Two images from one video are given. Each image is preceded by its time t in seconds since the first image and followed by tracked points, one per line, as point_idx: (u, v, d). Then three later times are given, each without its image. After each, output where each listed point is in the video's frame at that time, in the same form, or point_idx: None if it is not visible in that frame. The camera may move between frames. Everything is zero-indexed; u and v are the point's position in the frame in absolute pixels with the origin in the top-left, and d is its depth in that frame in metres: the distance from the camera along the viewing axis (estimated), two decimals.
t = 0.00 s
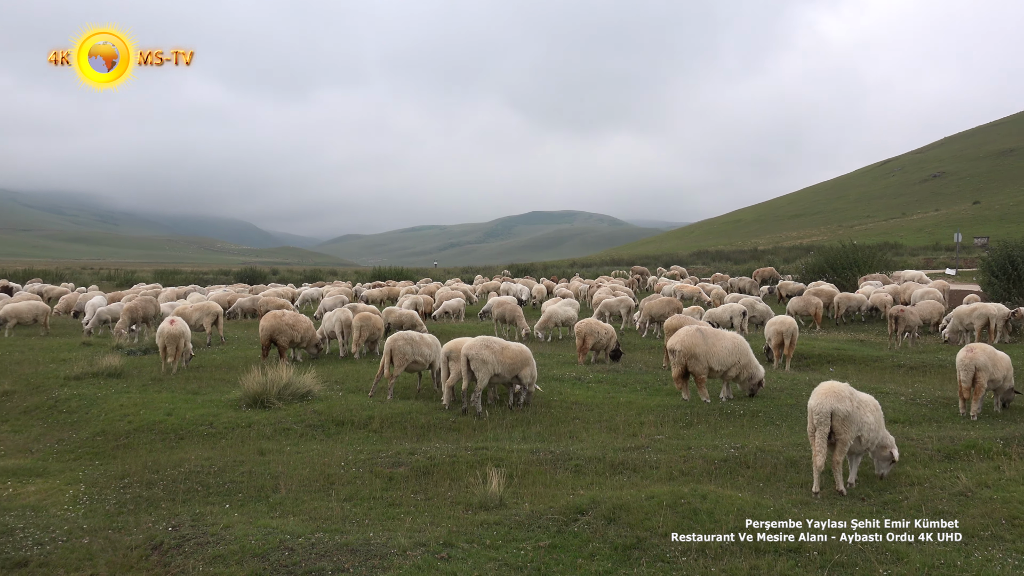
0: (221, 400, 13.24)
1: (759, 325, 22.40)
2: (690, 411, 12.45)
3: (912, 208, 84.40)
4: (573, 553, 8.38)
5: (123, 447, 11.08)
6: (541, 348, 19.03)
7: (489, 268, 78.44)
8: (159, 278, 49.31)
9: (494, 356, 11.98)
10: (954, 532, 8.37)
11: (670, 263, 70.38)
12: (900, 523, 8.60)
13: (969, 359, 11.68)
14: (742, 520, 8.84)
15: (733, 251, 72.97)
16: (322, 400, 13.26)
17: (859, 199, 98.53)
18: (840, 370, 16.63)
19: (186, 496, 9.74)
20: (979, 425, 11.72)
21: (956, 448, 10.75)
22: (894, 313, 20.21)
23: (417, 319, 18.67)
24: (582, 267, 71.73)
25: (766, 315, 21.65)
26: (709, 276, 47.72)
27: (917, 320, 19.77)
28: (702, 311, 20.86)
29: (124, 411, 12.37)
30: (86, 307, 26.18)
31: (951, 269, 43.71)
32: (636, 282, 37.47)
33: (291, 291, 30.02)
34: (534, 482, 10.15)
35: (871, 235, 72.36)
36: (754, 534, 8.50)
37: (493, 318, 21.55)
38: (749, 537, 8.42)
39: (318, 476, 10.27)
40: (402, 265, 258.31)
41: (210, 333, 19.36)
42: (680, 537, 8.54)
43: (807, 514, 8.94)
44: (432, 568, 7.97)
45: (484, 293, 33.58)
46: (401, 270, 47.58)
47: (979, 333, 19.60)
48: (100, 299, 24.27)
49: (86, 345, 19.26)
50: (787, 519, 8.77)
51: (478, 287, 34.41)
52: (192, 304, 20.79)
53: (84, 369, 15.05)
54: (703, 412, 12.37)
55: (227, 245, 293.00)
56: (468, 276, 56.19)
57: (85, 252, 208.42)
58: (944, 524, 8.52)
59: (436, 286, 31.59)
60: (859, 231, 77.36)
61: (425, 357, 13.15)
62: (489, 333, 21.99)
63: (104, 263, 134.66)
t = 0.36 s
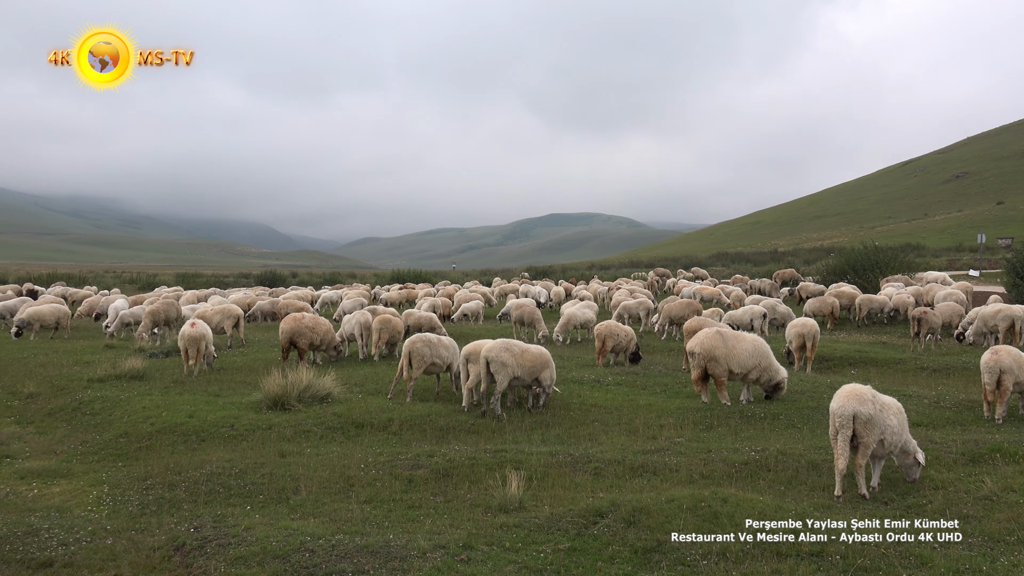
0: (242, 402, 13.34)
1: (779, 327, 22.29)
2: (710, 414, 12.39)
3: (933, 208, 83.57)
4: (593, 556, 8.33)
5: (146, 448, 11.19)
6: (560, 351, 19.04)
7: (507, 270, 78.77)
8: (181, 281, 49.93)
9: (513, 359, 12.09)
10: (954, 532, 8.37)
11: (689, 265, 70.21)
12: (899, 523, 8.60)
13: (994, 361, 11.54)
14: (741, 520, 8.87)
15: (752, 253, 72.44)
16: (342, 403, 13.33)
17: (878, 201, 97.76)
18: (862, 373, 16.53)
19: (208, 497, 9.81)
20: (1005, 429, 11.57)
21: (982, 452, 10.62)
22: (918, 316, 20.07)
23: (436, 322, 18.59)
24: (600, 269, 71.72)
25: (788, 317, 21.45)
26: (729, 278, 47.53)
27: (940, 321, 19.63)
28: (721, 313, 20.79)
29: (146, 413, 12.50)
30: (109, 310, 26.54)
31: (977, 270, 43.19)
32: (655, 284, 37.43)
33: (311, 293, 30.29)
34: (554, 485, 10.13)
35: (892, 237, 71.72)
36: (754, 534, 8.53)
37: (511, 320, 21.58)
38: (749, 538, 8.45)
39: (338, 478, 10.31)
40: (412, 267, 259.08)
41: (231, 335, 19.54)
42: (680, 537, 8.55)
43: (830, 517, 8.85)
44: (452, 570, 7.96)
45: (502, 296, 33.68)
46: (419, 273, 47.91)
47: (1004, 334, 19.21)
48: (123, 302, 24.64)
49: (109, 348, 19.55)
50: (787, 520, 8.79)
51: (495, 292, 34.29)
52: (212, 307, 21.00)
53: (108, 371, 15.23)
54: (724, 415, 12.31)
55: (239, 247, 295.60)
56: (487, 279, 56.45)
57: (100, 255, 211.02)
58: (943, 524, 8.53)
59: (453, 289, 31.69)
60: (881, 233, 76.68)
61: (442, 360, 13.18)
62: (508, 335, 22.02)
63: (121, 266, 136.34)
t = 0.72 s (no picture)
0: (263, 402, 13.44)
1: (799, 328, 22.18)
2: (730, 416, 12.34)
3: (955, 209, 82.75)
4: (612, 557, 8.28)
5: (168, 448, 11.30)
6: (579, 352, 19.07)
7: (524, 271, 78.92)
8: (202, 282, 50.46)
9: (534, 360, 12.16)
10: (953, 532, 8.37)
11: (709, 266, 70.02)
12: (899, 523, 8.61)
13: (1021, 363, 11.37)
14: (742, 520, 8.91)
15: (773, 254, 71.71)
16: (362, 403, 13.41)
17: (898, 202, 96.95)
18: (884, 374, 16.43)
19: (229, 496, 9.89)
20: None
21: (1007, 455, 10.50)
22: (940, 318, 19.88)
23: (455, 323, 18.48)
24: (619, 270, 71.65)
25: (809, 318, 21.28)
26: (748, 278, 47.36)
27: (963, 323, 19.44)
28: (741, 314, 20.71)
29: (168, 413, 12.63)
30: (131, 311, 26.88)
31: (1005, 271, 42.69)
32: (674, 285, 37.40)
33: (330, 294, 30.54)
34: (573, 486, 10.12)
35: (915, 237, 71.11)
36: (754, 534, 8.58)
37: (530, 321, 21.61)
38: (750, 537, 8.49)
39: (358, 478, 10.35)
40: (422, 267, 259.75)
41: (252, 336, 19.72)
42: (680, 537, 8.59)
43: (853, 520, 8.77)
44: (471, 570, 7.96)
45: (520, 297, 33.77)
46: (438, 274, 48.18)
47: None
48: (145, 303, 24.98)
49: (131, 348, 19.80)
50: (787, 519, 8.81)
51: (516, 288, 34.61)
52: (233, 308, 21.19)
53: (130, 371, 15.39)
54: (744, 417, 12.26)
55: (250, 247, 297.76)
56: (506, 280, 56.68)
57: (116, 256, 213.59)
58: (943, 524, 8.54)
59: (471, 290, 31.73)
60: (904, 233, 76.01)
61: (460, 361, 13.21)
62: (526, 336, 22.08)
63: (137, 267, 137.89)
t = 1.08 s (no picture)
0: (285, 402, 13.54)
1: (821, 328, 22.02)
2: (752, 417, 12.27)
3: (979, 208, 81.65)
4: (633, 558, 8.24)
5: (192, 446, 11.41)
6: (599, 352, 19.06)
7: (542, 271, 78.95)
8: (224, 282, 50.88)
9: (556, 360, 12.27)
10: (953, 532, 8.32)
11: (729, 267, 69.62)
12: (900, 523, 8.55)
13: None
14: (742, 520, 8.92)
15: (793, 254, 71.02)
16: (383, 403, 13.48)
17: (919, 202, 95.87)
18: (908, 375, 16.30)
19: (252, 495, 9.96)
20: None
21: None
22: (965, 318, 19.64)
23: (476, 323, 18.58)
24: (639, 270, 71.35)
25: (832, 318, 21.12)
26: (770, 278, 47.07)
27: (989, 323, 19.17)
28: (763, 314, 20.60)
29: (191, 412, 12.73)
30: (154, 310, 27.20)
31: None
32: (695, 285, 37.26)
33: (351, 294, 30.77)
34: (594, 487, 10.10)
35: (938, 237, 70.27)
36: (755, 534, 8.57)
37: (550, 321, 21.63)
38: (750, 538, 8.48)
39: (379, 477, 10.40)
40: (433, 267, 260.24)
41: (273, 336, 19.90)
42: (680, 537, 8.60)
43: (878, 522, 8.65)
44: (492, 570, 7.95)
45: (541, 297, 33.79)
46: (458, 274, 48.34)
47: None
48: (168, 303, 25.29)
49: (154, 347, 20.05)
50: (787, 520, 8.81)
51: (536, 288, 34.64)
52: (254, 308, 21.37)
53: (154, 370, 15.54)
54: (766, 417, 12.20)
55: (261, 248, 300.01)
56: (525, 280, 56.84)
57: (131, 256, 216.03)
58: (944, 524, 8.48)
59: (490, 290, 31.78)
60: (928, 232, 75.11)
61: (481, 360, 13.24)
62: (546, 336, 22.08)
63: (154, 267, 139.34)
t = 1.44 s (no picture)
0: (308, 400, 13.66)
1: (845, 328, 21.81)
2: (776, 417, 12.21)
3: (1004, 208, 80.25)
4: (656, 559, 8.17)
5: (216, 444, 11.53)
6: (620, 351, 19.05)
7: (561, 270, 79.02)
8: (248, 282, 51.40)
9: (582, 360, 12.47)
10: (953, 532, 8.28)
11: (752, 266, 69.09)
12: (900, 523, 8.52)
13: None
14: (742, 520, 8.88)
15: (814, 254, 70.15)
16: (405, 402, 13.56)
17: (942, 201, 94.45)
18: (935, 376, 16.12)
19: (276, 492, 10.04)
20: None
21: None
22: (993, 318, 19.31)
23: (498, 322, 18.66)
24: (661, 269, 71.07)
25: (857, 318, 20.90)
26: (792, 278, 46.68)
27: (1019, 323, 18.83)
28: (786, 314, 20.45)
29: (216, 410, 12.88)
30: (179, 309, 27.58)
31: None
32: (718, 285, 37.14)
33: (373, 293, 31.01)
34: (616, 487, 10.08)
35: (964, 236, 69.14)
36: (755, 534, 8.55)
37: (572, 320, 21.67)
38: (749, 538, 8.47)
39: (401, 476, 10.44)
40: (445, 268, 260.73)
41: (296, 335, 20.12)
42: (679, 537, 8.58)
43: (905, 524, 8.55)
44: (515, 569, 7.94)
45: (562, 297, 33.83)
46: (480, 274, 48.53)
47: None
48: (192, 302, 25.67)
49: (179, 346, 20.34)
50: (787, 519, 8.80)
51: (557, 287, 34.70)
52: (278, 308, 21.60)
53: (180, 369, 15.73)
54: (790, 418, 12.13)
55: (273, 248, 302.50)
56: (545, 279, 56.91)
57: (147, 256, 218.72)
58: (943, 524, 8.45)
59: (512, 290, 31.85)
60: (953, 232, 73.90)
61: (502, 360, 13.27)
62: (567, 336, 22.11)
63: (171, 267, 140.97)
